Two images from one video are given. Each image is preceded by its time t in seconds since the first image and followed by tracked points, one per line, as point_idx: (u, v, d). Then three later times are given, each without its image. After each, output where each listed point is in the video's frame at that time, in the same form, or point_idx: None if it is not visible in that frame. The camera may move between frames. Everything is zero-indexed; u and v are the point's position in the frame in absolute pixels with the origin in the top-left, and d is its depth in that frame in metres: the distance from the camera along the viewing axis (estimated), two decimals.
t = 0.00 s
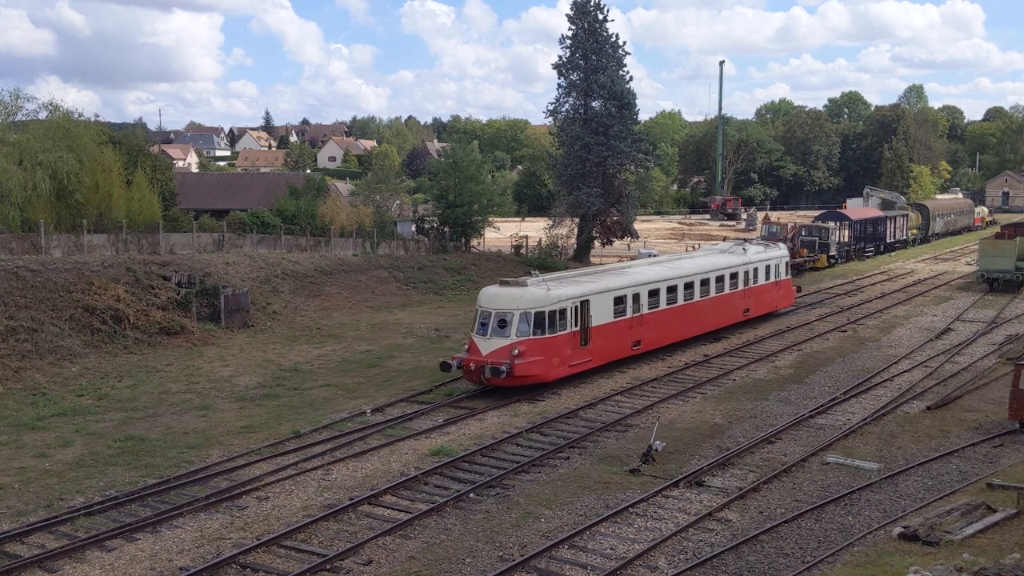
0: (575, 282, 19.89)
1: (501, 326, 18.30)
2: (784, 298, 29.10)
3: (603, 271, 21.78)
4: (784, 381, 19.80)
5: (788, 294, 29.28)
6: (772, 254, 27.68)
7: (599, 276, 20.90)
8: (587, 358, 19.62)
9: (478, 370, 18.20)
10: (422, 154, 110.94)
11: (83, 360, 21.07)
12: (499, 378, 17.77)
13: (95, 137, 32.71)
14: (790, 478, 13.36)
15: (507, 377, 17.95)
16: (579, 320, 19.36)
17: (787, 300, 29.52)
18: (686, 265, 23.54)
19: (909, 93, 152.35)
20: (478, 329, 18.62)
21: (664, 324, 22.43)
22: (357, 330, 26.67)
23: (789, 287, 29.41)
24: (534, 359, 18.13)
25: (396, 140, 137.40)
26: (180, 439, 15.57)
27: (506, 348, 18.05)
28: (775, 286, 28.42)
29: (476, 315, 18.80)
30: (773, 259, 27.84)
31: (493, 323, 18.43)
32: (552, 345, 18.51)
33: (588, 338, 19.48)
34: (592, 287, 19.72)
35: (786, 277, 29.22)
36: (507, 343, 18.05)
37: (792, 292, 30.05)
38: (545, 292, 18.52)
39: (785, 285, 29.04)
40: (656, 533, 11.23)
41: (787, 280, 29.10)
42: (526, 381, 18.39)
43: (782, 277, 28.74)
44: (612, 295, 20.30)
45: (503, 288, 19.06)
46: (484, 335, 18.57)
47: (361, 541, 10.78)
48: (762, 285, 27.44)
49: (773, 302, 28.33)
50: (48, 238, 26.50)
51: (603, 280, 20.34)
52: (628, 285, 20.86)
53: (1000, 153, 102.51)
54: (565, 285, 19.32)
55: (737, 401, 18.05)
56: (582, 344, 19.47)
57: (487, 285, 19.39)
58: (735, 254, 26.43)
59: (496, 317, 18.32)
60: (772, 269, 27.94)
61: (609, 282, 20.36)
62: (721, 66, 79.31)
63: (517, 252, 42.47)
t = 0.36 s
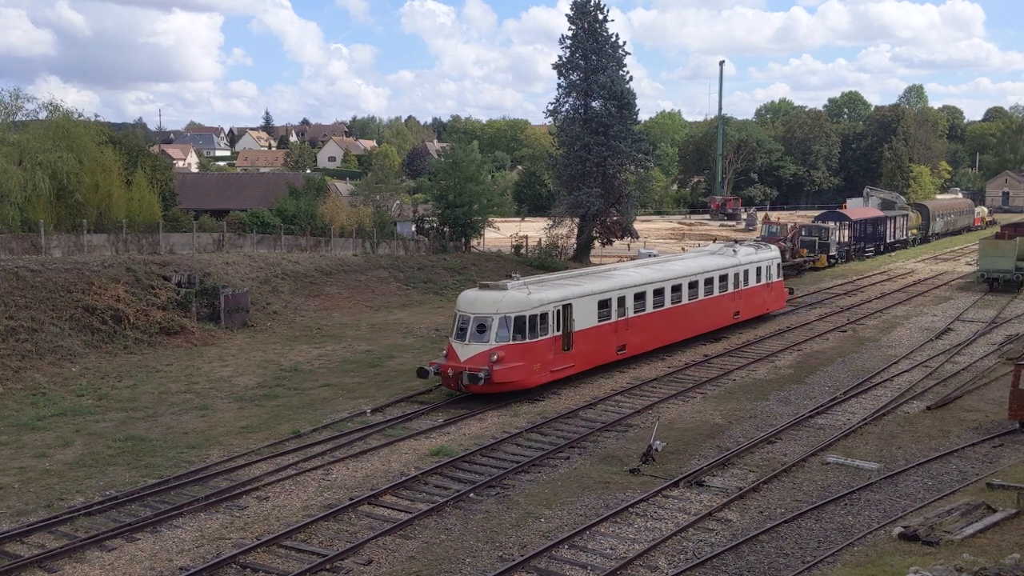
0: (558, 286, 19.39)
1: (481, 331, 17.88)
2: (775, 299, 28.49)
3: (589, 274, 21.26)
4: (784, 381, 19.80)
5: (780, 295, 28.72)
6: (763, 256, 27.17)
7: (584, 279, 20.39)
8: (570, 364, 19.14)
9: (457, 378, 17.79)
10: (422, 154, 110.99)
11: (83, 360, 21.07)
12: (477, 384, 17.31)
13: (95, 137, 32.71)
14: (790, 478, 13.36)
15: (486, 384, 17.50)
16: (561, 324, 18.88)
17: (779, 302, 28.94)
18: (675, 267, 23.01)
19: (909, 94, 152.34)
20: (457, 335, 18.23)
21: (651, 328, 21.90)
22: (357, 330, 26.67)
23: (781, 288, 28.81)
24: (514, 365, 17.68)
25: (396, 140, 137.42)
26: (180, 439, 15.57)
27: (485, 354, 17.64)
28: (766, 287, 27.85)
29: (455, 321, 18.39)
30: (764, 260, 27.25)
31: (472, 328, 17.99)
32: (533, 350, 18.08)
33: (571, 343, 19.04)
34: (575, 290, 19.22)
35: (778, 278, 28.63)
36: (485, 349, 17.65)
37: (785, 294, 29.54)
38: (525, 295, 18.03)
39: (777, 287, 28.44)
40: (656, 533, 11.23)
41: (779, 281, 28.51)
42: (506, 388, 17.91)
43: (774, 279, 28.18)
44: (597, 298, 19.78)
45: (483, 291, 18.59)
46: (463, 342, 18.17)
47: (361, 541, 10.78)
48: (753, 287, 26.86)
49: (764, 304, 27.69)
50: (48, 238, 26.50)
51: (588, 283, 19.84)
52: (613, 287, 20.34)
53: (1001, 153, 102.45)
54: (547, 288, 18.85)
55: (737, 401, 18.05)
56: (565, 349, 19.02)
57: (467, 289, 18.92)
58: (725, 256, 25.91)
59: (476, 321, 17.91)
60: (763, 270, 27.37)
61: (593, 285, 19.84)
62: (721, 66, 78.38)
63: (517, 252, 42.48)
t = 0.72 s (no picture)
0: (539, 289, 18.87)
1: (458, 337, 17.35)
2: (767, 301, 27.91)
3: (573, 277, 20.74)
4: (785, 381, 19.80)
5: (772, 297, 28.12)
6: (754, 258, 26.64)
7: (567, 283, 19.86)
8: (553, 369, 18.62)
9: (434, 384, 17.31)
10: (422, 154, 111.02)
11: (83, 360, 21.07)
12: (453, 393, 16.80)
13: (95, 137, 32.71)
14: (790, 478, 13.36)
15: (463, 392, 17.01)
16: (543, 329, 18.35)
17: (771, 304, 28.34)
18: (662, 270, 22.49)
19: (909, 94, 152.35)
20: (434, 340, 17.70)
21: (637, 333, 21.36)
22: (357, 330, 26.67)
23: (772, 290, 28.21)
24: (492, 372, 17.15)
25: (396, 140, 137.44)
26: (180, 439, 15.57)
27: (462, 360, 17.11)
28: (757, 290, 27.28)
29: (433, 326, 17.85)
30: (755, 262, 26.69)
31: (450, 334, 17.46)
32: (513, 356, 17.52)
33: (553, 348, 18.50)
34: (557, 294, 18.71)
35: (770, 280, 28.05)
36: (463, 355, 17.11)
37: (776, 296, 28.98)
38: (505, 300, 17.51)
39: (768, 289, 27.86)
40: (656, 533, 11.23)
41: (770, 283, 27.93)
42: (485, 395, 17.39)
43: (765, 281, 27.60)
44: (580, 302, 19.27)
45: (462, 295, 18.07)
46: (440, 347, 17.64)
47: (362, 541, 10.78)
48: (744, 290, 26.29)
49: (754, 307, 27.11)
50: (48, 238, 26.50)
51: (571, 287, 19.32)
52: (597, 291, 19.82)
53: (1001, 153, 102.43)
54: (528, 292, 18.32)
55: (737, 401, 18.05)
56: (547, 354, 18.48)
57: (446, 293, 18.40)
58: (715, 258, 25.39)
59: (453, 327, 17.39)
60: (753, 272, 26.79)
61: (576, 289, 19.33)
62: (721, 66, 78.61)
63: (517, 252, 42.48)
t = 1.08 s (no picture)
0: (522, 292, 18.35)
1: (436, 342, 16.83)
2: (759, 303, 27.43)
3: (557, 280, 20.23)
4: (784, 381, 19.81)
5: (763, 300, 27.67)
6: (746, 259, 26.21)
7: (550, 286, 19.36)
8: (535, 375, 18.11)
9: (412, 391, 16.78)
10: (422, 154, 110.98)
11: (83, 360, 21.08)
12: (430, 400, 16.25)
13: (95, 137, 32.70)
14: (790, 478, 13.36)
15: (441, 399, 16.46)
16: (524, 334, 17.82)
17: (763, 307, 27.89)
18: (650, 273, 22.02)
19: (909, 94, 152.37)
20: (412, 345, 17.18)
21: (623, 336, 20.91)
22: (357, 330, 26.66)
23: (765, 291, 27.75)
24: (471, 378, 16.62)
25: (396, 140, 137.40)
26: (180, 439, 15.57)
27: (440, 367, 16.56)
28: (749, 292, 26.83)
29: (410, 331, 17.33)
30: (746, 264, 26.21)
31: (428, 339, 16.92)
32: (493, 362, 16.98)
33: (535, 353, 18.00)
34: (539, 297, 18.20)
35: (761, 281, 27.62)
36: (441, 360, 16.60)
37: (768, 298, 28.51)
38: (485, 303, 16.99)
39: (760, 291, 27.38)
40: (656, 533, 11.23)
41: (762, 285, 27.45)
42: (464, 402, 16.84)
43: (757, 283, 27.16)
44: (563, 305, 18.77)
45: (441, 299, 17.53)
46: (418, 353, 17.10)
47: (361, 541, 10.78)
48: (734, 292, 25.81)
49: (746, 309, 26.61)
50: (48, 238, 26.50)
51: (554, 290, 18.82)
52: (582, 294, 19.35)
53: (1001, 153, 102.43)
54: (509, 295, 17.80)
55: (737, 401, 18.06)
56: (529, 359, 17.95)
57: (425, 297, 17.85)
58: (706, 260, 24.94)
59: (431, 332, 16.88)
60: (744, 274, 26.29)
61: (560, 292, 18.83)
62: (721, 66, 77.39)
63: (517, 252, 42.48)
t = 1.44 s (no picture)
0: (501, 296, 17.70)
1: (411, 348, 16.07)
2: (749, 306, 26.88)
3: (539, 283, 19.60)
4: (785, 381, 19.81)
5: (754, 303, 27.12)
6: (736, 261, 25.68)
7: (532, 289, 18.73)
8: (516, 382, 17.48)
9: (385, 399, 15.99)
10: (422, 154, 111.01)
11: (83, 360, 21.08)
12: (404, 409, 15.52)
13: (95, 137, 32.69)
14: (790, 478, 13.37)
15: (415, 407, 15.73)
16: (503, 339, 17.15)
17: (754, 309, 27.35)
18: (635, 275, 21.46)
19: (909, 94, 152.42)
20: (386, 351, 16.38)
21: (609, 341, 20.37)
22: (357, 331, 26.65)
23: (755, 294, 27.20)
24: (447, 386, 15.91)
25: (396, 140, 137.43)
26: (180, 439, 15.56)
27: (414, 374, 15.80)
28: (739, 295, 26.30)
29: (385, 336, 16.57)
30: (736, 266, 25.65)
31: (402, 345, 16.16)
32: (471, 368, 16.28)
33: (515, 358, 17.36)
34: (519, 301, 17.57)
35: (752, 284, 27.05)
36: (415, 367, 15.83)
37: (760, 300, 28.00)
38: (462, 307, 16.31)
39: (750, 293, 26.83)
40: (656, 533, 11.23)
41: (752, 287, 26.91)
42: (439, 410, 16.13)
43: (747, 286, 26.62)
44: (545, 308, 18.16)
45: (417, 303, 16.82)
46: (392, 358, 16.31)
47: (362, 541, 10.78)
48: (723, 294, 25.27)
49: (736, 312, 26.06)
50: (48, 238, 26.51)
51: (535, 293, 18.20)
52: (564, 298, 18.74)
53: (1001, 154, 102.40)
54: (487, 299, 17.14)
55: (737, 401, 18.06)
56: (508, 365, 17.27)
57: (400, 301, 17.13)
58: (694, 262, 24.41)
59: (406, 337, 16.13)
60: (734, 277, 25.74)
61: (541, 295, 18.21)
62: (722, 66, 76.82)
63: (517, 253, 42.48)
